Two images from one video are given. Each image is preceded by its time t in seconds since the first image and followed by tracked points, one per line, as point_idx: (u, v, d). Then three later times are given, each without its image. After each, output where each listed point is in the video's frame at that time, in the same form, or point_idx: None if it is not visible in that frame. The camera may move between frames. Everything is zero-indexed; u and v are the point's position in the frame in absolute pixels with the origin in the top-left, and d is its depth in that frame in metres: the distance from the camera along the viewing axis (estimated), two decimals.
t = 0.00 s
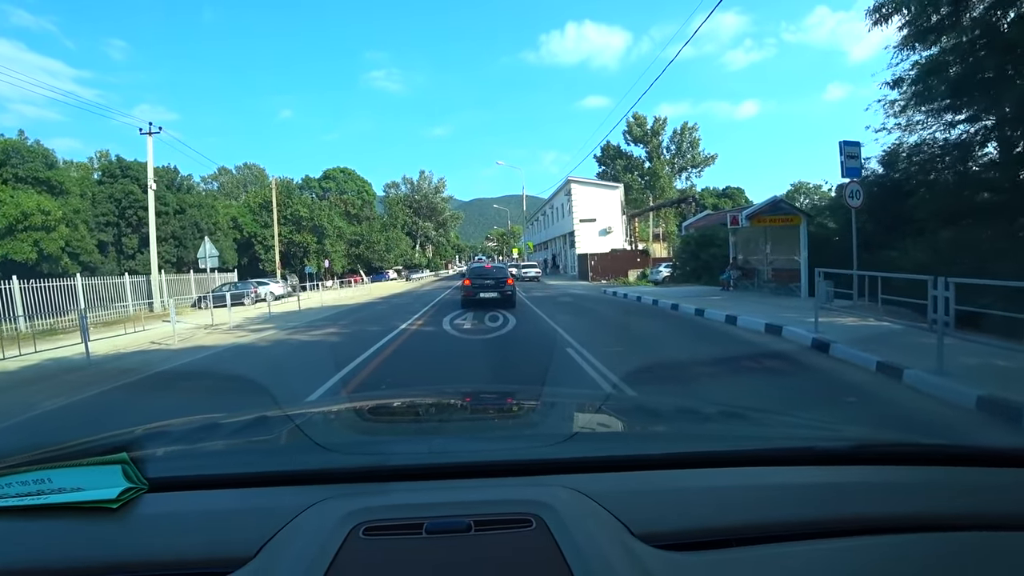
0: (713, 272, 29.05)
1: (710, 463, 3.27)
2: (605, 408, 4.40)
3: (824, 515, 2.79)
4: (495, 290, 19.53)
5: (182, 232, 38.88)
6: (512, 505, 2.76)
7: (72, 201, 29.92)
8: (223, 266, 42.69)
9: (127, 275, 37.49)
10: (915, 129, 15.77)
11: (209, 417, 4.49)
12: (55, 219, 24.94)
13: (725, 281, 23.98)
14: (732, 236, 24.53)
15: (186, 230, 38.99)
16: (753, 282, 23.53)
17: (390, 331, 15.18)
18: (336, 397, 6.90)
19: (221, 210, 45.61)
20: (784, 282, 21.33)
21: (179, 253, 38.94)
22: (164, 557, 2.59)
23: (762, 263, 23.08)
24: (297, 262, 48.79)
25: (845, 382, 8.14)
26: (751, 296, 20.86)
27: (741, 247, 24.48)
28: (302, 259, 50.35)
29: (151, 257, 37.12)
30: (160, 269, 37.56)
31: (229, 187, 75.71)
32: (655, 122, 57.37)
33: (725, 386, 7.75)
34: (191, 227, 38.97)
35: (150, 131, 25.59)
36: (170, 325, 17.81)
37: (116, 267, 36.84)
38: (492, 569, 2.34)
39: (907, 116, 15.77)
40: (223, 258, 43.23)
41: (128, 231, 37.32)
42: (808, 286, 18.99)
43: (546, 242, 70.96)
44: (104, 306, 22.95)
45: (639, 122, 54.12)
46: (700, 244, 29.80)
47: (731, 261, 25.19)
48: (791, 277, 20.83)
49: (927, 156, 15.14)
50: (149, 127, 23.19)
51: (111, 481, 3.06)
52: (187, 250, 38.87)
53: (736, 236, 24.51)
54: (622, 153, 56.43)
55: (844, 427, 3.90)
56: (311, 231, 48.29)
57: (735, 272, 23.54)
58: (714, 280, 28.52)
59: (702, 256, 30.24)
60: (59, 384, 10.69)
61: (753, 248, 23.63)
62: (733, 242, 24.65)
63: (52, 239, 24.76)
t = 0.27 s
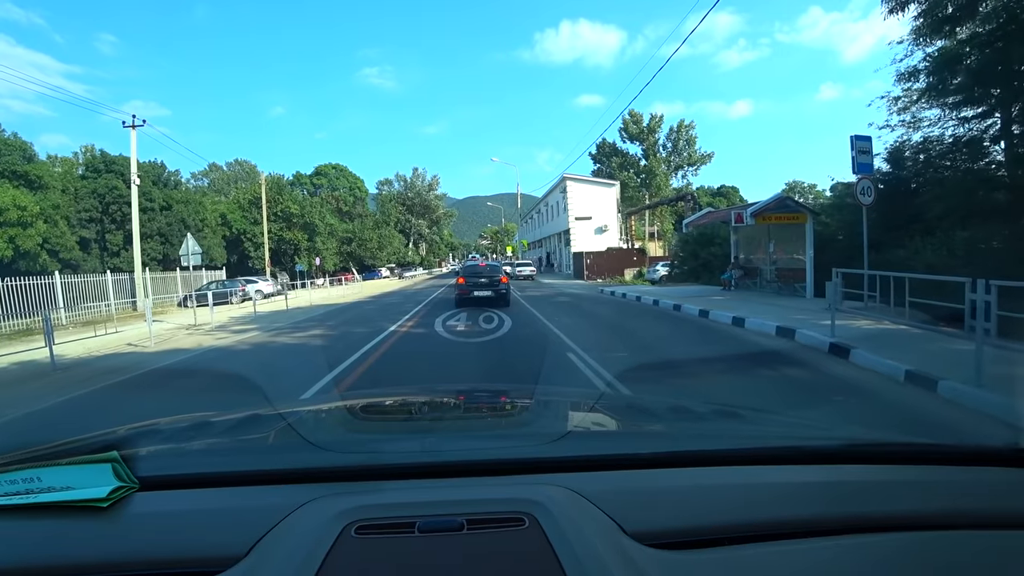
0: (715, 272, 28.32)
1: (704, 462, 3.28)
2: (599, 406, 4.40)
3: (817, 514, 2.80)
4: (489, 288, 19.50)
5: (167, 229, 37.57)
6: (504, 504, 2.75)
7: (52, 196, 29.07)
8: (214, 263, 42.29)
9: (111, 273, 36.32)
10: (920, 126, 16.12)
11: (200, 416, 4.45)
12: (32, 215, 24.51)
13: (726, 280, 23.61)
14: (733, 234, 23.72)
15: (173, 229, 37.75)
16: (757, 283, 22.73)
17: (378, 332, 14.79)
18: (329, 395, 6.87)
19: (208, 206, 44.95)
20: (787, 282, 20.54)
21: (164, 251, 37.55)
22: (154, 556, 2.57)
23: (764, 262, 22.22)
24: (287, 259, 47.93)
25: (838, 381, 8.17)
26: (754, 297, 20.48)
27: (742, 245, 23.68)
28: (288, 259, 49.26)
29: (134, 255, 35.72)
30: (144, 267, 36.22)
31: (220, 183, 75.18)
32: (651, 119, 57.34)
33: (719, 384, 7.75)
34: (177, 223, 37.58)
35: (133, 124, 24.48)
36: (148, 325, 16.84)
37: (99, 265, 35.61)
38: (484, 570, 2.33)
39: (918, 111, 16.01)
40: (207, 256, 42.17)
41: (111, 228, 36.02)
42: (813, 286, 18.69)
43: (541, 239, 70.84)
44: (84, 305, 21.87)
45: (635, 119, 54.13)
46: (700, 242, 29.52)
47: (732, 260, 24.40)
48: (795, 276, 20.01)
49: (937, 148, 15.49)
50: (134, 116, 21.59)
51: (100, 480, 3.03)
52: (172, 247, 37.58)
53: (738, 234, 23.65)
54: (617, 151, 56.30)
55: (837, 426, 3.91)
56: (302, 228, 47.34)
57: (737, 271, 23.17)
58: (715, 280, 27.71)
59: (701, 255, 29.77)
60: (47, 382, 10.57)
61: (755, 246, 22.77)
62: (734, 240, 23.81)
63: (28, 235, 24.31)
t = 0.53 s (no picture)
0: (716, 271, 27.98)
1: (694, 461, 3.28)
2: (592, 405, 4.40)
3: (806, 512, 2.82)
4: (482, 285, 19.48)
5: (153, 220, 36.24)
6: (496, 500, 2.75)
7: (29, 186, 28.27)
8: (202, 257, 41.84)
9: (92, 266, 34.98)
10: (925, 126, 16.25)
11: (191, 411, 4.43)
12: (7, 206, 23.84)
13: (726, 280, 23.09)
14: (734, 234, 23.40)
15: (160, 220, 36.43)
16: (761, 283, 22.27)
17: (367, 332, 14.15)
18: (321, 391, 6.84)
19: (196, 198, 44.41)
20: (791, 283, 20.01)
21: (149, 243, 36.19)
22: (145, 550, 2.56)
23: (768, 262, 21.93)
24: (276, 253, 47.53)
25: (830, 380, 8.21)
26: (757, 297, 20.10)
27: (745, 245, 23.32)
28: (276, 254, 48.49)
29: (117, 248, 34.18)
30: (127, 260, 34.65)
31: (210, 177, 74.60)
32: (648, 116, 57.42)
33: (711, 383, 7.77)
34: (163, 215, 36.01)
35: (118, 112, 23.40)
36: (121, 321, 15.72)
37: (80, 257, 34.19)
38: (475, 565, 2.33)
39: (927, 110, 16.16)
40: (192, 249, 40.77)
41: (93, 219, 34.65)
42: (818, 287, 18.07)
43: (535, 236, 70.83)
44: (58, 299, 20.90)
45: (632, 116, 54.19)
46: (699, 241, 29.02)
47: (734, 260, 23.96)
48: (800, 277, 19.38)
49: (947, 147, 15.69)
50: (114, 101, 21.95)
51: (90, 474, 3.01)
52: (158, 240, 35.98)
53: (739, 234, 23.45)
54: (613, 148, 56.36)
55: (827, 426, 3.93)
56: (292, 222, 47.08)
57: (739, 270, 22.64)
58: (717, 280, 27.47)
59: (701, 254, 29.29)
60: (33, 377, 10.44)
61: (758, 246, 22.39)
62: (735, 240, 23.56)
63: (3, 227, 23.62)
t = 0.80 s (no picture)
0: (718, 268, 27.40)
1: (691, 458, 3.30)
2: (589, 403, 4.40)
3: (803, 510, 2.83)
4: (478, 284, 19.48)
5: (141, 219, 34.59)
6: (495, 498, 2.76)
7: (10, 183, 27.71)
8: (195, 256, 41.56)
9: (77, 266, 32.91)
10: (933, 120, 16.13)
11: (188, 410, 4.43)
12: None
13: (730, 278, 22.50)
14: (740, 230, 22.43)
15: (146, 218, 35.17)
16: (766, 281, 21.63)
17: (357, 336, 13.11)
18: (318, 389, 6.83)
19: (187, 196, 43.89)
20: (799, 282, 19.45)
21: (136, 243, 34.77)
22: (143, 549, 2.55)
23: (774, 261, 21.09)
24: (269, 252, 47.18)
25: (827, 378, 8.23)
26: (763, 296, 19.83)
27: (749, 242, 22.41)
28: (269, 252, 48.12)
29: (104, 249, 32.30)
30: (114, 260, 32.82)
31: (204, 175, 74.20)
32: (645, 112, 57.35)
33: (709, 381, 7.78)
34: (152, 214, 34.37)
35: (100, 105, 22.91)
36: (95, 326, 14.39)
37: (65, 257, 31.81)
38: (473, 563, 2.33)
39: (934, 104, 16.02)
40: (182, 248, 39.27)
41: (79, 217, 32.45)
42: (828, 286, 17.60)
43: (531, 234, 70.78)
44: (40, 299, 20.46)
45: (629, 113, 54.14)
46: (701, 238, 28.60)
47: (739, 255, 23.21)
48: (809, 276, 18.81)
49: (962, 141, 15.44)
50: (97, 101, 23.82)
51: (88, 473, 3.01)
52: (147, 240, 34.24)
53: (744, 230, 22.41)
54: (610, 145, 56.33)
55: (824, 423, 3.95)
56: (285, 220, 46.83)
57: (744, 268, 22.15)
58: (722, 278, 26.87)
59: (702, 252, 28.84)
60: (24, 377, 10.33)
61: (762, 244, 21.61)
62: (741, 236, 22.54)
63: None
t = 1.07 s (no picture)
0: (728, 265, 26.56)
1: (697, 455, 3.30)
2: (594, 400, 4.41)
3: (812, 506, 2.83)
4: (481, 282, 19.48)
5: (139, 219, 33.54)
6: (502, 496, 2.76)
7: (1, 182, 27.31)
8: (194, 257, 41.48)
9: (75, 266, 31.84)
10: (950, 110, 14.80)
11: (196, 408, 4.44)
12: None
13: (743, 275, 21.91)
14: (751, 226, 22.41)
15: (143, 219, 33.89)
16: (779, 278, 21.28)
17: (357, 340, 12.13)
18: (322, 387, 6.83)
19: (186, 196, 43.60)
20: (818, 278, 19.06)
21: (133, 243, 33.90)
22: (154, 548, 2.57)
23: (790, 257, 20.76)
24: (269, 251, 46.96)
25: (833, 375, 8.18)
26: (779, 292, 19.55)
27: (762, 238, 22.32)
28: (270, 251, 47.81)
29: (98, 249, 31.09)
30: (110, 261, 31.93)
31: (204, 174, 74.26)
32: (649, 106, 57.17)
33: (713, 378, 7.76)
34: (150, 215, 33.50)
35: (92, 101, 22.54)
36: (79, 332, 13.48)
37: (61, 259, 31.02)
38: (484, 562, 2.34)
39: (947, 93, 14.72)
40: (181, 248, 37.98)
41: (75, 217, 31.33)
42: (848, 282, 17.39)
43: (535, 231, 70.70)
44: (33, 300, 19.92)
45: (632, 107, 53.99)
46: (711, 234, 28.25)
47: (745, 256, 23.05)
48: (828, 272, 18.47)
49: (982, 127, 13.52)
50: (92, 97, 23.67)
51: (98, 472, 3.02)
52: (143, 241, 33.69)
53: (755, 227, 22.45)
54: (614, 140, 56.23)
55: (831, 420, 3.94)
56: (285, 219, 46.70)
57: (756, 265, 21.58)
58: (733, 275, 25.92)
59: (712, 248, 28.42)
60: (28, 378, 10.35)
61: (777, 240, 21.48)
62: (753, 232, 22.50)
63: None
